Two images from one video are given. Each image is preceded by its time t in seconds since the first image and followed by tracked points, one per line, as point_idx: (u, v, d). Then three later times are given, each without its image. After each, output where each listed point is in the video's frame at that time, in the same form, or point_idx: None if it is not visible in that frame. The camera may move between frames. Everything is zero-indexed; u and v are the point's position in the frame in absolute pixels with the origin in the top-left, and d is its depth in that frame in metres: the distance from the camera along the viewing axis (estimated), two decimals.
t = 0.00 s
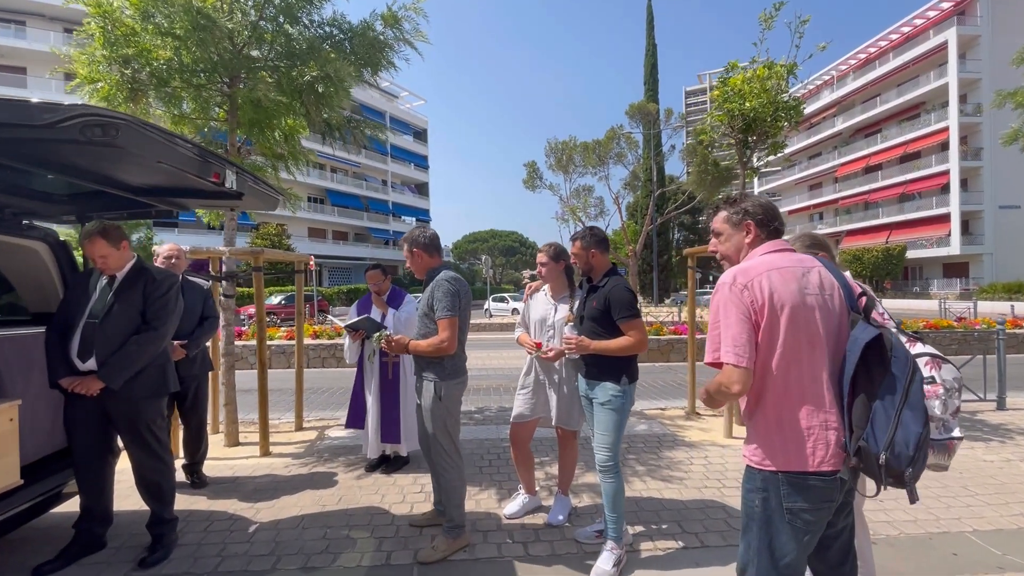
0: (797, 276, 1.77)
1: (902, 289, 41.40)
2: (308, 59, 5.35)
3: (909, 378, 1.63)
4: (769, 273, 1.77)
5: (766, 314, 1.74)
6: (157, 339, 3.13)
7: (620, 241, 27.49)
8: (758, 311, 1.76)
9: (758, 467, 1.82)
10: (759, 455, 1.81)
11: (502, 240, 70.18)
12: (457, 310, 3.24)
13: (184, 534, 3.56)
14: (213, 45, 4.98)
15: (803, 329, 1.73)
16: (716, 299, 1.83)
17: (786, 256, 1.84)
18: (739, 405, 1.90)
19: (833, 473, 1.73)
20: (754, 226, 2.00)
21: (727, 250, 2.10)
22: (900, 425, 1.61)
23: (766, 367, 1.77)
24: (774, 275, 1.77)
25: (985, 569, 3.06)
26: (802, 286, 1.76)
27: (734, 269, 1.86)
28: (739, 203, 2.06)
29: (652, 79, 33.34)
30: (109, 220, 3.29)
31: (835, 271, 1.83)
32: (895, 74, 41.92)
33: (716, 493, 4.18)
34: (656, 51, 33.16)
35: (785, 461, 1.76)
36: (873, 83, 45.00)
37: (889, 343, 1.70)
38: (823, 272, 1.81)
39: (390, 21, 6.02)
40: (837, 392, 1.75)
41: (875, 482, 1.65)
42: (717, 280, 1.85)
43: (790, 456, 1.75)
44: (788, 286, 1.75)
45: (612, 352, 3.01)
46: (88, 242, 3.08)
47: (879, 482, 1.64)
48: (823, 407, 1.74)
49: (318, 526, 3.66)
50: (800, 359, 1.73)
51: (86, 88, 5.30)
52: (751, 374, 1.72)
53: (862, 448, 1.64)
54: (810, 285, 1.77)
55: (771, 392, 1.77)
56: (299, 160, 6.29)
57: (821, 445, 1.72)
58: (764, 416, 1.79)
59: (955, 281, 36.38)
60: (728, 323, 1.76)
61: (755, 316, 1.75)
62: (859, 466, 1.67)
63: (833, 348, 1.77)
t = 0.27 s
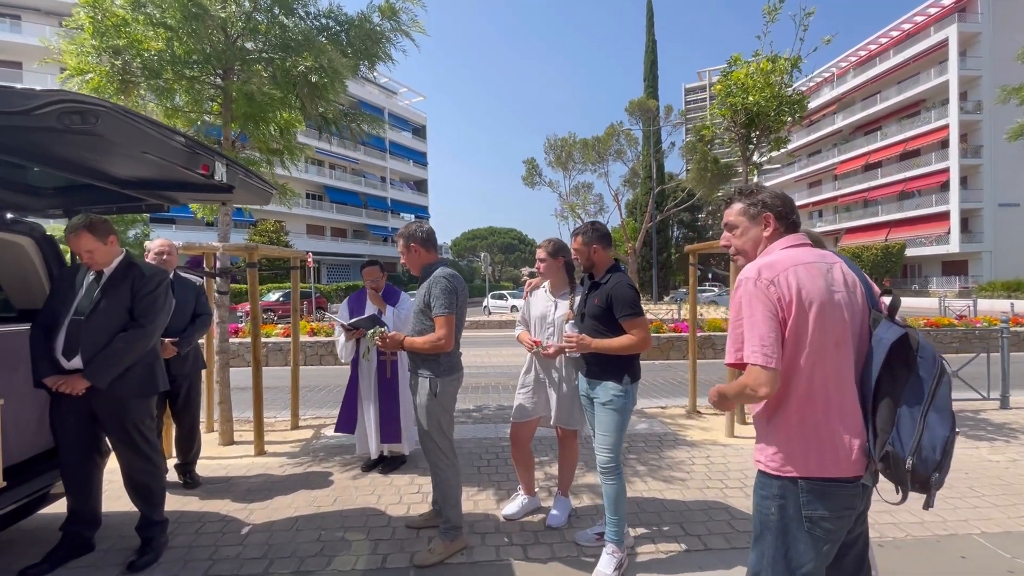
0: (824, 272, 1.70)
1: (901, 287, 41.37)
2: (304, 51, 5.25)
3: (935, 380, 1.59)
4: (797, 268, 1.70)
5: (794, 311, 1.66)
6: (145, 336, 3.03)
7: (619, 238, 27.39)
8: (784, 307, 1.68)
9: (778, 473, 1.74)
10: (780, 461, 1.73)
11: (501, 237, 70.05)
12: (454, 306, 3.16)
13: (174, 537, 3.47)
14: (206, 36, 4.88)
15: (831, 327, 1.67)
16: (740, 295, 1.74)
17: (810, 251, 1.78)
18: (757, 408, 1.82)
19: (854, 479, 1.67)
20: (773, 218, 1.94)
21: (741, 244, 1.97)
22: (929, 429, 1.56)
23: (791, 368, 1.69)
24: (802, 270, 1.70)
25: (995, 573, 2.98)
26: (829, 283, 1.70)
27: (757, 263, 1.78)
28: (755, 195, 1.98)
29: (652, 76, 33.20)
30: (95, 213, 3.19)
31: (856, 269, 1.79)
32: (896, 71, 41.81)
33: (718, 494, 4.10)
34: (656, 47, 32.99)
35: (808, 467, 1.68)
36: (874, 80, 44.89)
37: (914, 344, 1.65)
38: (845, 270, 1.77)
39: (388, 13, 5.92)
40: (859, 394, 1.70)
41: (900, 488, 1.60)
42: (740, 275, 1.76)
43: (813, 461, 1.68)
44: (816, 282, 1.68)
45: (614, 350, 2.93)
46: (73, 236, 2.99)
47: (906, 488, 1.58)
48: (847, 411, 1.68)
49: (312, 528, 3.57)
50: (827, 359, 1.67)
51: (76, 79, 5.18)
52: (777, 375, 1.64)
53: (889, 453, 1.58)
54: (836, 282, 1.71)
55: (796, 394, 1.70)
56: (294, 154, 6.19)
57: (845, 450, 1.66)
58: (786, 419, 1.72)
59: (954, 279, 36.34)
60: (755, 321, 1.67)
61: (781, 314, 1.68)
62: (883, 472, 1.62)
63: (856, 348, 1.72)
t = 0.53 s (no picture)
0: (845, 274, 1.67)
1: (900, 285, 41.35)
2: (301, 43, 5.16)
3: (962, 389, 1.55)
4: (819, 270, 1.67)
5: (815, 315, 1.63)
6: (138, 334, 2.96)
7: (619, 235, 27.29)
8: (805, 311, 1.65)
9: (795, 482, 1.72)
10: (797, 468, 1.71)
11: (500, 234, 69.91)
12: (452, 304, 3.09)
13: (169, 538, 3.42)
14: (201, 28, 4.80)
15: (854, 332, 1.63)
16: (758, 298, 1.71)
17: (833, 252, 1.74)
18: (774, 415, 1.79)
19: (873, 487, 1.66)
20: (781, 218, 1.85)
21: (755, 244, 1.93)
22: (952, 439, 1.52)
23: (811, 374, 1.66)
24: (824, 272, 1.66)
25: None
26: (852, 286, 1.66)
27: (777, 265, 1.74)
28: (767, 193, 1.90)
29: (653, 72, 33.07)
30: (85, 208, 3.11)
31: (877, 271, 1.75)
32: (897, 69, 41.67)
33: (720, 495, 4.06)
34: (657, 43, 32.84)
35: (827, 475, 1.67)
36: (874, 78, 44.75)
37: (942, 350, 1.60)
38: (867, 272, 1.73)
39: (387, 6, 5.82)
40: (881, 401, 1.67)
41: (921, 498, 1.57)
42: (759, 277, 1.73)
43: (833, 470, 1.66)
44: (839, 285, 1.65)
45: (616, 350, 2.87)
46: (63, 233, 2.92)
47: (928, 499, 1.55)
48: (867, 418, 1.66)
49: (309, 529, 3.52)
50: (849, 366, 1.63)
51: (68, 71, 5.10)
52: (798, 382, 1.62)
53: (912, 464, 1.55)
54: (859, 285, 1.68)
55: (816, 401, 1.67)
56: (292, 149, 6.12)
57: (864, 458, 1.65)
58: (804, 427, 1.69)
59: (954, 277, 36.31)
60: (774, 325, 1.64)
61: (802, 318, 1.64)
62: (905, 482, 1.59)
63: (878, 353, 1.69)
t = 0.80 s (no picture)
0: (868, 274, 1.64)
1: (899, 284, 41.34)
2: (301, 35, 5.10)
3: (988, 394, 1.53)
4: (842, 270, 1.64)
5: (838, 316, 1.61)
6: (136, 330, 2.92)
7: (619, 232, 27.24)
8: (827, 312, 1.63)
9: (812, 486, 1.70)
10: (816, 472, 1.69)
11: (500, 230, 69.82)
12: (454, 301, 3.06)
13: (167, 535, 3.39)
14: (200, 20, 4.74)
15: (877, 334, 1.61)
16: (779, 298, 1.69)
17: (855, 251, 1.72)
18: (791, 418, 1.77)
19: (893, 492, 1.65)
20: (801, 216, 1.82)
21: (773, 243, 1.91)
22: (976, 445, 1.51)
23: (832, 376, 1.64)
24: (847, 272, 1.64)
25: None
26: (876, 287, 1.64)
27: (797, 264, 1.72)
28: (786, 190, 1.87)
29: (654, 69, 32.96)
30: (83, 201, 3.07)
31: (900, 271, 1.73)
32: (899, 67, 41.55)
33: (722, 494, 4.04)
34: (658, 40, 32.71)
35: (846, 480, 1.65)
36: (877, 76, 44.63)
37: (967, 354, 1.58)
38: (890, 272, 1.71)
39: None
40: (904, 406, 1.65)
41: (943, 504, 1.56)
42: (779, 276, 1.72)
43: (852, 475, 1.64)
44: (863, 286, 1.62)
45: (619, 349, 2.84)
46: (60, 226, 2.88)
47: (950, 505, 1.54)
48: (889, 422, 1.64)
49: (309, 526, 3.49)
50: (871, 369, 1.62)
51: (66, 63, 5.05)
52: (819, 384, 1.60)
53: (935, 470, 1.54)
54: (881, 285, 1.65)
55: (837, 404, 1.65)
56: (293, 144, 6.07)
57: (885, 462, 1.63)
58: (825, 430, 1.67)
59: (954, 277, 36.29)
60: (795, 326, 1.62)
61: (824, 319, 1.63)
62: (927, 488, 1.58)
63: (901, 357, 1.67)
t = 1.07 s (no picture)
0: (894, 270, 1.65)
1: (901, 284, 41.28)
2: (305, 29, 5.07)
3: (1013, 388, 1.56)
4: (870, 266, 1.64)
5: (867, 313, 1.60)
6: (141, 324, 2.91)
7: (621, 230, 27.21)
8: (856, 309, 1.62)
9: (838, 487, 1.69)
10: (842, 474, 1.68)
11: (501, 227, 69.77)
12: (460, 297, 3.05)
13: (171, 529, 3.40)
14: (204, 12, 4.73)
15: (906, 331, 1.61)
16: (807, 295, 1.67)
17: (878, 247, 1.72)
18: (815, 419, 1.75)
19: (917, 491, 1.65)
20: (827, 209, 1.84)
21: (793, 238, 1.90)
22: (1005, 440, 1.55)
23: (861, 374, 1.63)
24: (874, 268, 1.63)
25: None
26: (903, 283, 1.64)
27: (823, 260, 1.71)
28: (809, 185, 1.87)
29: (657, 66, 32.86)
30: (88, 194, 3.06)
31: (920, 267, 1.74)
32: (903, 66, 41.40)
33: (724, 492, 4.04)
34: (662, 37, 32.61)
35: (874, 480, 1.64)
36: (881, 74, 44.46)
37: (990, 350, 1.61)
38: (911, 268, 1.72)
39: None
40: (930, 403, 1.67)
41: (970, 500, 1.58)
42: (806, 273, 1.69)
43: (880, 475, 1.64)
44: (891, 282, 1.62)
45: (624, 346, 2.83)
46: (66, 219, 2.87)
47: (978, 501, 1.56)
48: (916, 420, 1.65)
49: (312, 521, 3.50)
50: (901, 366, 1.61)
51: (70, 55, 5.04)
52: (849, 383, 1.58)
53: (965, 467, 1.56)
54: (907, 281, 1.66)
55: (865, 403, 1.64)
56: (296, 138, 6.05)
57: (913, 460, 1.64)
58: (852, 430, 1.66)
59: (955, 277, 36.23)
60: (826, 324, 1.60)
61: (853, 317, 1.61)
62: (955, 485, 1.59)
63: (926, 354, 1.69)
